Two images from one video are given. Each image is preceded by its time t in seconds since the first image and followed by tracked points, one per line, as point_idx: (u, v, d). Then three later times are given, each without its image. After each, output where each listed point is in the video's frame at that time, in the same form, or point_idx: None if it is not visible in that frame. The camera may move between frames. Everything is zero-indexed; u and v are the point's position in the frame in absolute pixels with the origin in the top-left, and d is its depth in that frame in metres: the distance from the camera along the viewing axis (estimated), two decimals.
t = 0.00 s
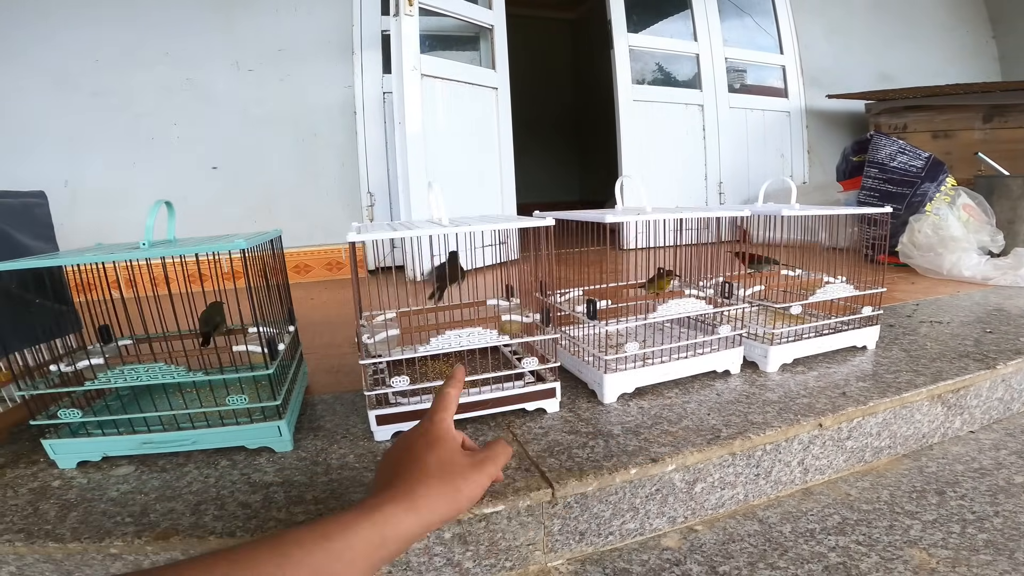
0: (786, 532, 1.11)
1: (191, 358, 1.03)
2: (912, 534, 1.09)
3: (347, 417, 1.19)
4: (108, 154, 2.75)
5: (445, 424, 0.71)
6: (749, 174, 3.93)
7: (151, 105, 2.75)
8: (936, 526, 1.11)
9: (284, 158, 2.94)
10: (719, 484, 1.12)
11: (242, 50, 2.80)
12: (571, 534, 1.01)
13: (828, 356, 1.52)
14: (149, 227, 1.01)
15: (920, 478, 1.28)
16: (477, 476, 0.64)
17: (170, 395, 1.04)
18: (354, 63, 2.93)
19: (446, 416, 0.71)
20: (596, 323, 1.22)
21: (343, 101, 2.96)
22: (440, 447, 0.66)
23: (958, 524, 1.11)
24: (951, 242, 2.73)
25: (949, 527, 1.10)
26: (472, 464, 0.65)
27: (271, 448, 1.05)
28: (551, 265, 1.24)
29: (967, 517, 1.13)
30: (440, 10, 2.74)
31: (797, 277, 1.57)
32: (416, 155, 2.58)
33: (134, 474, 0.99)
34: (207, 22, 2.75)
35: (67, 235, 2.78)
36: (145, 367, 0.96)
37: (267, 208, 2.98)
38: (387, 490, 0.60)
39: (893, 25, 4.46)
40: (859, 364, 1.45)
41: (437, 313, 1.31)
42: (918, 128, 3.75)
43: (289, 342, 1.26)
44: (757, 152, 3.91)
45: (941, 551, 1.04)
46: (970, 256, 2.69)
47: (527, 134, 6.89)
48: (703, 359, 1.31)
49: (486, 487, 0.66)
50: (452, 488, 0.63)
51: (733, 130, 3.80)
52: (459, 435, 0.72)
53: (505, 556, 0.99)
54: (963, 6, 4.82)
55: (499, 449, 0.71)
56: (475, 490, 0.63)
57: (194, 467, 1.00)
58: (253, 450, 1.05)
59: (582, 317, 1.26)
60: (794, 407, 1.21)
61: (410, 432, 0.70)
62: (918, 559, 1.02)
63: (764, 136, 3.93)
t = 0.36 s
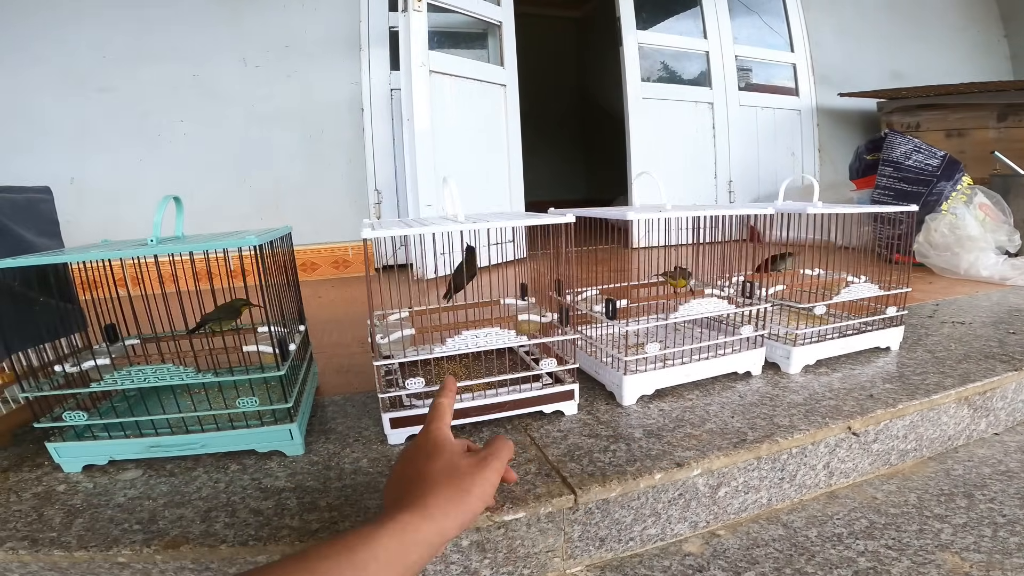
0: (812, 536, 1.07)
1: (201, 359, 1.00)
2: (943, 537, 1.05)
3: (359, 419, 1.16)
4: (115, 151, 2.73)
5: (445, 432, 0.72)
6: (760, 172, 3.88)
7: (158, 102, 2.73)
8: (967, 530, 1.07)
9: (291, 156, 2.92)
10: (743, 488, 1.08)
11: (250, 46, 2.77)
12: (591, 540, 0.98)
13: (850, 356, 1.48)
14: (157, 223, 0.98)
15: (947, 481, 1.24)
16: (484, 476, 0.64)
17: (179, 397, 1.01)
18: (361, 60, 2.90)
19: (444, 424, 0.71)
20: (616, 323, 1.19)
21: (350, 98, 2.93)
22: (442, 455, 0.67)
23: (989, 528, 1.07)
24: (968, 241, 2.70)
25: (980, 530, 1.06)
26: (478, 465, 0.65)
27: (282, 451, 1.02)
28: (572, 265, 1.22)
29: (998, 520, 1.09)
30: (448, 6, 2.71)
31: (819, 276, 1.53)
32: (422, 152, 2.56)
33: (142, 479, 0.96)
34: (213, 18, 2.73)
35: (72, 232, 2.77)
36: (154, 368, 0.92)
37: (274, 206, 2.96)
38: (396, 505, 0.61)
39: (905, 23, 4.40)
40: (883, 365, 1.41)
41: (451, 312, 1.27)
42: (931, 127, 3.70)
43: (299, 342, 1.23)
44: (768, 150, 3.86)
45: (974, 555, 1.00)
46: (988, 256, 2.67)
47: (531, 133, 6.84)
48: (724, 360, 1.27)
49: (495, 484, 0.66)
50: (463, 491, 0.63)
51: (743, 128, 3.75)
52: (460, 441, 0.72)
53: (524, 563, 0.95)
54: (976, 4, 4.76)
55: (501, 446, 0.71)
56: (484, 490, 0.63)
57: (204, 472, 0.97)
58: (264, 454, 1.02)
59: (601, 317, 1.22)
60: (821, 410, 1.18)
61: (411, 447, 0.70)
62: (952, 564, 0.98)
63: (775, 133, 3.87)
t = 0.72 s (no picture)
0: (844, 540, 1.02)
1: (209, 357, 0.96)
2: (981, 540, 1.00)
3: (372, 420, 1.12)
4: (121, 147, 2.70)
5: (459, 434, 0.66)
6: (771, 170, 3.82)
7: (164, 98, 2.70)
8: (1004, 532, 1.02)
9: (298, 153, 2.89)
10: (772, 491, 1.03)
11: (257, 42, 2.74)
12: (615, 546, 0.93)
13: (877, 357, 1.44)
14: (166, 216, 0.94)
15: (980, 483, 1.19)
16: (504, 478, 0.60)
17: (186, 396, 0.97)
18: (369, 56, 2.86)
19: (457, 425, 0.66)
20: (640, 321, 1.14)
21: (358, 95, 2.90)
22: (457, 460, 0.62)
23: None
24: (987, 241, 2.66)
25: (1018, 532, 1.02)
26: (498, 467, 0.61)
27: (293, 454, 0.98)
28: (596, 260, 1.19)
29: None
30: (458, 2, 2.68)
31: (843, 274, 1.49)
32: (430, 148, 2.52)
33: (148, 482, 0.92)
34: (221, 14, 2.70)
35: (77, 229, 2.74)
36: (160, 366, 0.88)
37: (280, 203, 2.93)
38: (413, 519, 0.56)
39: (918, 21, 4.34)
40: (912, 366, 1.37)
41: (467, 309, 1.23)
42: (945, 126, 3.64)
43: (309, 339, 1.18)
44: (779, 148, 3.81)
45: (1014, 558, 0.95)
46: (1008, 255, 2.61)
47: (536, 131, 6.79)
48: (750, 360, 1.23)
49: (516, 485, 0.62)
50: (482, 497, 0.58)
51: (754, 126, 3.70)
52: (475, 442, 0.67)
53: (545, 570, 0.90)
54: (989, 3, 4.70)
55: (518, 443, 0.66)
56: (505, 494, 0.59)
57: (212, 475, 0.93)
58: (274, 456, 0.98)
59: (623, 314, 1.18)
60: (852, 411, 1.14)
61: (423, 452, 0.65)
62: (992, 567, 0.94)
63: (786, 132, 3.82)
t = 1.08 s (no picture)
0: (860, 552, 0.96)
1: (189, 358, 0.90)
2: (1004, 551, 0.94)
3: (363, 424, 1.07)
4: (116, 142, 2.66)
5: (450, 444, 0.60)
6: (778, 169, 3.75)
7: (161, 93, 2.65)
8: None
9: (297, 149, 2.84)
10: (785, 501, 0.97)
11: (256, 36, 2.69)
12: (618, 560, 0.87)
13: (894, 360, 1.37)
14: (144, 208, 0.88)
15: (1002, 492, 1.13)
16: (503, 494, 0.54)
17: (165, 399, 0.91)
18: (370, 51, 2.81)
19: (448, 435, 0.60)
20: (647, 322, 1.08)
21: (358, 91, 2.84)
22: (449, 475, 0.56)
23: None
24: (1001, 241, 2.60)
25: None
26: (494, 482, 0.55)
27: (277, 460, 0.93)
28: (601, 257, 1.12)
29: None
30: None
31: (859, 274, 1.43)
32: (431, 144, 2.47)
33: (121, 488, 0.87)
34: (219, 8, 2.64)
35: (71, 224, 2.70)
36: (134, 368, 0.83)
37: (278, 199, 2.88)
38: (401, 544, 0.51)
39: (929, 19, 4.26)
40: (931, 370, 1.31)
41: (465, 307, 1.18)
42: (956, 124, 3.57)
43: (298, 339, 1.13)
44: (786, 146, 3.74)
45: None
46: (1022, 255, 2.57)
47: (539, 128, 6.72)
48: (761, 363, 1.17)
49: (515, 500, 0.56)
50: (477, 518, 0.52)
51: (761, 124, 3.63)
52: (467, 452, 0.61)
53: None
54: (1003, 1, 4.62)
55: (517, 453, 0.60)
56: (503, 513, 0.53)
57: (190, 482, 0.88)
58: (257, 462, 0.93)
59: (628, 315, 1.12)
60: (872, 417, 1.09)
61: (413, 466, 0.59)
62: None
63: (794, 129, 3.75)
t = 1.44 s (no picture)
0: (876, 562, 0.91)
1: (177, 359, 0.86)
2: None
3: (360, 428, 1.02)
4: (117, 138, 2.63)
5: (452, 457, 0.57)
6: (786, 169, 3.70)
7: (162, 89, 2.62)
8: None
9: (299, 147, 2.80)
10: (799, 510, 0.92)
11: (258, 32, 2.66)
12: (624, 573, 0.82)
13: (911, 365, 1.33)
14: (132, 203, 0.85)
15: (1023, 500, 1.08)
16: (510, 510, 0.51)
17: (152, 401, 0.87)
18: (374, 47, 2.78)
19: (451, 449, 0.57)
20: (657, 324, 1.03)
21: (361, 87, 2.81)
22: (455, 488, 0.52)
23: None
24: (1014, 242, 2.55)
25: None
26: (501, 497, 0.52)
27: (269, 465, 0.89)
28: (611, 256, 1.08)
29: None
30: None
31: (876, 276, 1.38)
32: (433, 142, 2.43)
33: (105, 493, 0.83)
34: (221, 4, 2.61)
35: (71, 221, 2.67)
36: (118, 368, 0.79)
37: (279, 197, 2.84)
38: (400, 562, 0.47)
39: (940, 17, 4.17)
40: (950, 375, 1.27)
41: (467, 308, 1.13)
42: (966, 125, 3.49)
43: (293, 340, 1.08)
44: (794, 146, 3.68)
45: None
46: None
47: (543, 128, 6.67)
48: (774, 367, 1.13)
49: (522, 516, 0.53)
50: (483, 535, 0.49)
51: (769, 124, 3.57)
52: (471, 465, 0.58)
53: None
54: None
55: (524, 465, 0.57)
56: (510, 531, 0.50)
57: (177, 487, 0.84)
58: (248, 467, 0.89)
59: (637, 317, 1.08)
60: (891, 424, 1.04)
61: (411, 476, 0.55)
62: None
63: (802, 129, 3.69)
